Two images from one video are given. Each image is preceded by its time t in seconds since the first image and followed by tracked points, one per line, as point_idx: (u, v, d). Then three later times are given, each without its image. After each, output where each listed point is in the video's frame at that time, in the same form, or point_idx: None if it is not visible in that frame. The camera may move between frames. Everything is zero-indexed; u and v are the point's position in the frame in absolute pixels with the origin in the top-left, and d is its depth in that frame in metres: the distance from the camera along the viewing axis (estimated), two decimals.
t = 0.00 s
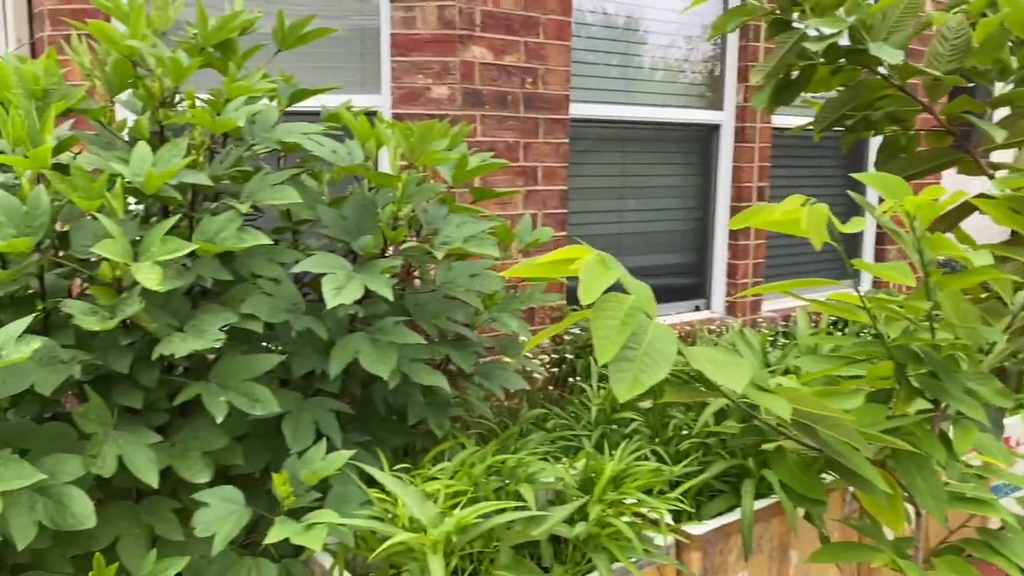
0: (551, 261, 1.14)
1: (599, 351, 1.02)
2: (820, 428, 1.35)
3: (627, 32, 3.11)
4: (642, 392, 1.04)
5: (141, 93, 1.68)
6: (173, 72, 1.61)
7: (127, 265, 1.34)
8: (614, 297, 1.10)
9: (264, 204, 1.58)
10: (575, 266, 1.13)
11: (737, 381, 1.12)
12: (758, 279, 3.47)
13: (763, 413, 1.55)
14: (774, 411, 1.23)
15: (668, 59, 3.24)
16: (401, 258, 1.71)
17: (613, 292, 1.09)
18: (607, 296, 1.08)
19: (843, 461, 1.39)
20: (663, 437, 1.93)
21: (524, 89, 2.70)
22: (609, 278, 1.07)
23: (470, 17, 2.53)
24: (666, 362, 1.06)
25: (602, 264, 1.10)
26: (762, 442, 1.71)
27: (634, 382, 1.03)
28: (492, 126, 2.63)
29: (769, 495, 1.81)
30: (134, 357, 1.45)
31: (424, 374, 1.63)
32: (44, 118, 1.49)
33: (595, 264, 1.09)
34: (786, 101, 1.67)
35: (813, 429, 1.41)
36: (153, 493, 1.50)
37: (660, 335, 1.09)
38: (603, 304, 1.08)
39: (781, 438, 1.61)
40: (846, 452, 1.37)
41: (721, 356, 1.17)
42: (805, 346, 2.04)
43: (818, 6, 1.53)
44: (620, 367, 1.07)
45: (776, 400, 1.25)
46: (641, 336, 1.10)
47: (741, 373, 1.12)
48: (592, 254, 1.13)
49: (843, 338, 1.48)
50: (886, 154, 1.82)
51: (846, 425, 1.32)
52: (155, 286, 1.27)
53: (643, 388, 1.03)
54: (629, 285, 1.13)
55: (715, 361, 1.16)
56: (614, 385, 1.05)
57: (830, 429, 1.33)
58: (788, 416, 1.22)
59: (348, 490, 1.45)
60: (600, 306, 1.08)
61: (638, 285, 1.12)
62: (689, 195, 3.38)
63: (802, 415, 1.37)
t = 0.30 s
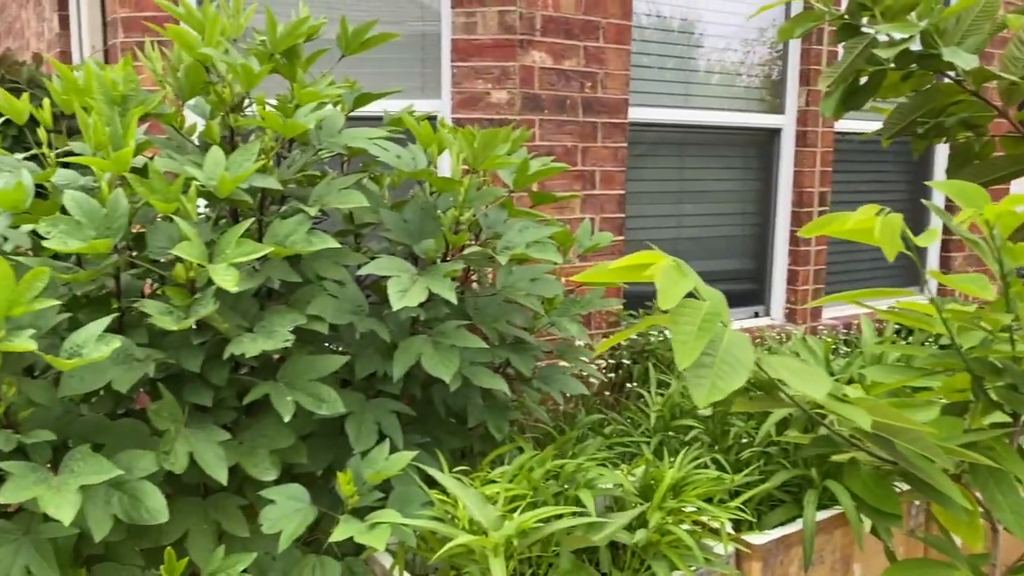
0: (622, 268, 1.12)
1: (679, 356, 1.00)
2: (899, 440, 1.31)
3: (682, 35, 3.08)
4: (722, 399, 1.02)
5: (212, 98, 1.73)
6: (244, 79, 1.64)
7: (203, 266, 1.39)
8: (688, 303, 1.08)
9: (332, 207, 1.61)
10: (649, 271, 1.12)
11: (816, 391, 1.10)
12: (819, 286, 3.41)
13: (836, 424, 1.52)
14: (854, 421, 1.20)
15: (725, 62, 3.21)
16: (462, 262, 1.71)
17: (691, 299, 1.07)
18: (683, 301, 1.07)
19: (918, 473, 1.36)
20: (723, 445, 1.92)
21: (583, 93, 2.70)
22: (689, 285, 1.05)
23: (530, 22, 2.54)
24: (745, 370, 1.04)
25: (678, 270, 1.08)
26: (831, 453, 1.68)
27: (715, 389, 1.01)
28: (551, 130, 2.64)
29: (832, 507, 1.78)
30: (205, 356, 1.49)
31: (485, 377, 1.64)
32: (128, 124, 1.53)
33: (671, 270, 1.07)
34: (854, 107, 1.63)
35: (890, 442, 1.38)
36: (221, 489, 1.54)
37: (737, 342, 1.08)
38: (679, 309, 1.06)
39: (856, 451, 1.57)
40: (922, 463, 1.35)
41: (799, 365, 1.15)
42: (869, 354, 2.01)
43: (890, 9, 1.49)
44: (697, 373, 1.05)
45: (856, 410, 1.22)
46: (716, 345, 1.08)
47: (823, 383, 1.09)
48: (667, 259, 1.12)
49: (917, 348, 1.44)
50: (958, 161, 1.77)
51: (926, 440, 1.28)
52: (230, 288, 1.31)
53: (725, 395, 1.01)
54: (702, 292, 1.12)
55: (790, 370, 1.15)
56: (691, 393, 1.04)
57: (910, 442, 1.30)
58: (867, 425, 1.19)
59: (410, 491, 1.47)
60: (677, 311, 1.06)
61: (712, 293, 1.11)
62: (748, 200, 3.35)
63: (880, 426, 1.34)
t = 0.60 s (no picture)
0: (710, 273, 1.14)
1: (772, 365, 1.04)
2: (990, 456, 1.29)
3: (736, 39, 3.05)
4: (813, 408, 1.06)
5: (282, 106, 1.76)
6: (314, 87, 1.68)
7: (276, 270, 1.43)
8: (778, 311, 1.11)
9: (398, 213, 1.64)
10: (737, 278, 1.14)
11: (907, 400, 1.12)
12: (882, 295, 3.35)
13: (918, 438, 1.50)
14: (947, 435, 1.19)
15: (780, 67, 3.16)
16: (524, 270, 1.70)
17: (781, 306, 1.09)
18: (773, 309, 1.09)
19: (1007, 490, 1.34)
20: (786, 456, 1.89)
21: (643, 99, 2.69)
22: (780, 294, 1.06)
23: (591, 28, 2.54)
24: (836, 380, 1.08)
25: (768, 277, 1.09)
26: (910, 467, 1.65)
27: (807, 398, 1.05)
28: (610, 136, 2.63)
29: (899, 522, 1.75)
30: (275, 359, 1.53)
31: (546, 384, 1.64)
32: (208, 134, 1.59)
33: (761, 277, 1.08)
34: (928, 115, 1.60)
35: (983, 460, 1.36)
36: (287, 490, 1.57)
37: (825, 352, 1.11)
38: (769, 316, 1.09)
39: (941, 467, 1.54)
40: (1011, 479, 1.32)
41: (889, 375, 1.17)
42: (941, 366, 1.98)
43: (965, 16, 1.46)
44: (787, 381, 1.09)
45: (947, 422, 1.20)
46: (806, 354, 1.12)
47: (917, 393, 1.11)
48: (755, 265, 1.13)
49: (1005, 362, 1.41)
50: None
51: (1020, 455, 1.26)
52: (304, 292, 1.35)
53: (816, 404, 1.05)
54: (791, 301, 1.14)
55: (880, 381, 1.18)
56: (782, 400, 1.08)
57: (1001, 458, 1.27)
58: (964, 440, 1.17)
59: (472, 496, 1.48)
60: (767, 318, 1.10)
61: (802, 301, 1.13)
62: (809, 206, 3.31)
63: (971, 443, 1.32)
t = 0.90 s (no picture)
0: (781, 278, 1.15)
1: (845, 371, 1.03)
2: None
3: (787, 41, 3.00)
4: (889, 415, 1.06)
5: (340, 111, 1.77)
6: (374, 92, 1.69)
7: (336, 273, 1.44)
8: (852, 318, 1.11)
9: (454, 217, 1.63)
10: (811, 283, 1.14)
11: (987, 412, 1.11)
12: (943, 304, 3.27)
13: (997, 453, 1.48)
14: None
15: (832, 69, 3.10)
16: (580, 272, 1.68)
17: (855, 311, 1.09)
18: (847, 317, 1.09)
19: None
20: (845, 467, 1.86)
21: (699, 102, 2.67)
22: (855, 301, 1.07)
23: (647, 31, 2.52)
24: (911, 389, 1.08)
25: (843, 284, 1.10)
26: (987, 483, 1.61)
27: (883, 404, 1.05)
28: (665, 140, 2.61)
29: (965, 537, 1.70)
30: (333, 361, 1.54)
31: (602, 390, 1.61)
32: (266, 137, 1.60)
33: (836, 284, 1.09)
34: (994, 126, 1.55)
35: None
36: (342, 491, 1.58)
37: (902, 360, 1.11)
38: (843, 322, 1.09)
39: None
40: None
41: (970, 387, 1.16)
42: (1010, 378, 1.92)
43: None
44: (862, 389, 1.09)
45: None
46: (881, 362, 1.12)
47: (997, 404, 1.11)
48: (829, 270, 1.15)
49: None
50: None
51: None
52: (363, 295, 1.35)
53: (890, 412, 1.05)
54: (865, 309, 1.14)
55: (961, 394, 1.17)
56: (858, 409, 1.07)
57: None
58: None
59: (528, 501, 1.47)
60: (841, 324, 1.09)
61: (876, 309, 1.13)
62: (867, 212, 3.24)
63: None
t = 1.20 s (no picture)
0: (856, 280, 1.30)
1: (930, 376, 1.18)
2: None
3: (832, 40, 2.95)
4: (970, 419, 1.22)
5: (391, 112, 1.77)
6: (425, 93, 1.68)
7: (387, 273, 1.43)
8: (932, 321, 1.25)
9: (505, 218, 1.62)
10: (886, 284, 1.29)
11: None
12: (999, 309, 3.21)
13: None
14: None
15: (878, 69, 3.05)
16: (631, 274, 1.66)
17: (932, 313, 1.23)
18: (928, 320, 1.23)
19: None
20: (902, 476, 1.83)
21: (750, 103, 2.65)
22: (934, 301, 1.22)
23: (697, 31, 2.50)
24: (993, 395, 1.24)
25: (920, 288, 1.24)
26: None
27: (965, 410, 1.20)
28: (715, 140, 2.60)
29: None
30: (384, 360, 1.54)
31: (653, 394, 1.59)
32: (320, 137, 1.61)
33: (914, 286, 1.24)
34: None
35: None
36: (392, 490, 1.58)
37: (982, 365, 1.27)
38: (924, 326, 1.23)
39: None
40: None
41: None
42: None
43: None
44: (945, 394, 1.25)
45: None
46: (963, 367, 1.28)
47: None
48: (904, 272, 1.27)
49: None
50: None
51: None
52: (413, 295, 1.34)
53: (974, 415, 1.21)
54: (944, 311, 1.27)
55: None
56: (942, 413, 1.23)
57: None
58: None
59: (579, 504, 1.46)
60: (922, 327, 1.23)
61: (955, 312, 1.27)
62: (920, 216, 3.19)
63: None
